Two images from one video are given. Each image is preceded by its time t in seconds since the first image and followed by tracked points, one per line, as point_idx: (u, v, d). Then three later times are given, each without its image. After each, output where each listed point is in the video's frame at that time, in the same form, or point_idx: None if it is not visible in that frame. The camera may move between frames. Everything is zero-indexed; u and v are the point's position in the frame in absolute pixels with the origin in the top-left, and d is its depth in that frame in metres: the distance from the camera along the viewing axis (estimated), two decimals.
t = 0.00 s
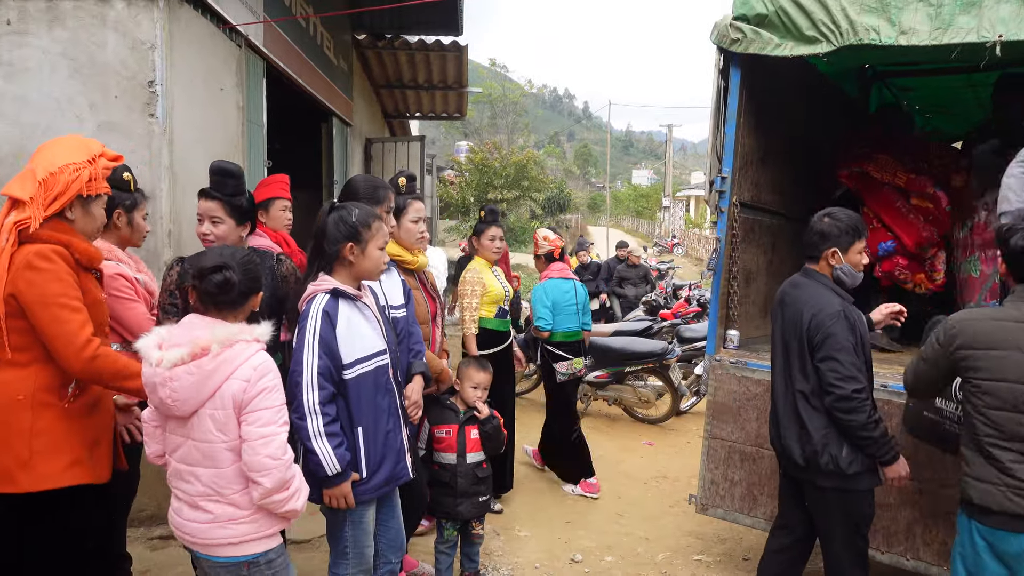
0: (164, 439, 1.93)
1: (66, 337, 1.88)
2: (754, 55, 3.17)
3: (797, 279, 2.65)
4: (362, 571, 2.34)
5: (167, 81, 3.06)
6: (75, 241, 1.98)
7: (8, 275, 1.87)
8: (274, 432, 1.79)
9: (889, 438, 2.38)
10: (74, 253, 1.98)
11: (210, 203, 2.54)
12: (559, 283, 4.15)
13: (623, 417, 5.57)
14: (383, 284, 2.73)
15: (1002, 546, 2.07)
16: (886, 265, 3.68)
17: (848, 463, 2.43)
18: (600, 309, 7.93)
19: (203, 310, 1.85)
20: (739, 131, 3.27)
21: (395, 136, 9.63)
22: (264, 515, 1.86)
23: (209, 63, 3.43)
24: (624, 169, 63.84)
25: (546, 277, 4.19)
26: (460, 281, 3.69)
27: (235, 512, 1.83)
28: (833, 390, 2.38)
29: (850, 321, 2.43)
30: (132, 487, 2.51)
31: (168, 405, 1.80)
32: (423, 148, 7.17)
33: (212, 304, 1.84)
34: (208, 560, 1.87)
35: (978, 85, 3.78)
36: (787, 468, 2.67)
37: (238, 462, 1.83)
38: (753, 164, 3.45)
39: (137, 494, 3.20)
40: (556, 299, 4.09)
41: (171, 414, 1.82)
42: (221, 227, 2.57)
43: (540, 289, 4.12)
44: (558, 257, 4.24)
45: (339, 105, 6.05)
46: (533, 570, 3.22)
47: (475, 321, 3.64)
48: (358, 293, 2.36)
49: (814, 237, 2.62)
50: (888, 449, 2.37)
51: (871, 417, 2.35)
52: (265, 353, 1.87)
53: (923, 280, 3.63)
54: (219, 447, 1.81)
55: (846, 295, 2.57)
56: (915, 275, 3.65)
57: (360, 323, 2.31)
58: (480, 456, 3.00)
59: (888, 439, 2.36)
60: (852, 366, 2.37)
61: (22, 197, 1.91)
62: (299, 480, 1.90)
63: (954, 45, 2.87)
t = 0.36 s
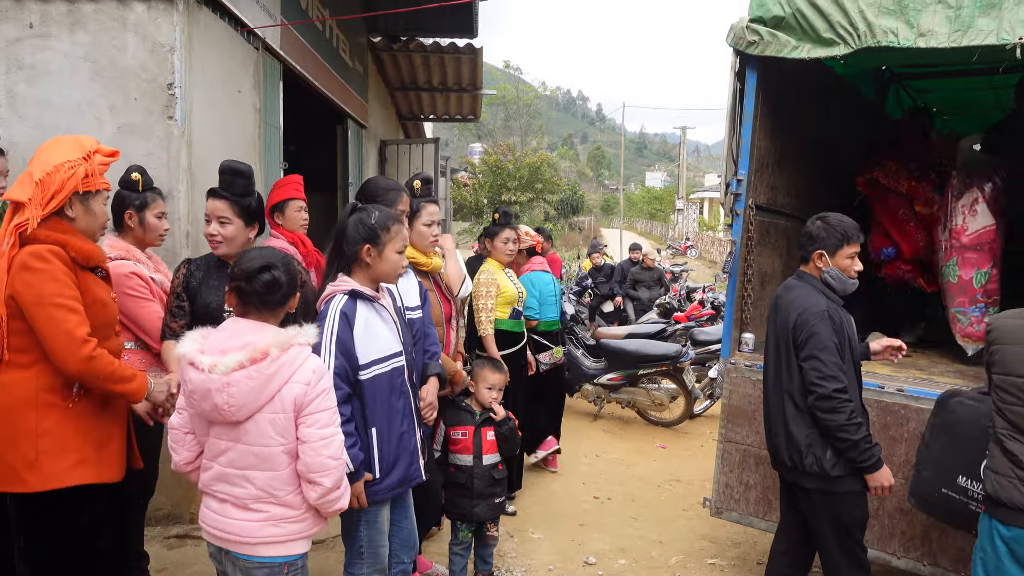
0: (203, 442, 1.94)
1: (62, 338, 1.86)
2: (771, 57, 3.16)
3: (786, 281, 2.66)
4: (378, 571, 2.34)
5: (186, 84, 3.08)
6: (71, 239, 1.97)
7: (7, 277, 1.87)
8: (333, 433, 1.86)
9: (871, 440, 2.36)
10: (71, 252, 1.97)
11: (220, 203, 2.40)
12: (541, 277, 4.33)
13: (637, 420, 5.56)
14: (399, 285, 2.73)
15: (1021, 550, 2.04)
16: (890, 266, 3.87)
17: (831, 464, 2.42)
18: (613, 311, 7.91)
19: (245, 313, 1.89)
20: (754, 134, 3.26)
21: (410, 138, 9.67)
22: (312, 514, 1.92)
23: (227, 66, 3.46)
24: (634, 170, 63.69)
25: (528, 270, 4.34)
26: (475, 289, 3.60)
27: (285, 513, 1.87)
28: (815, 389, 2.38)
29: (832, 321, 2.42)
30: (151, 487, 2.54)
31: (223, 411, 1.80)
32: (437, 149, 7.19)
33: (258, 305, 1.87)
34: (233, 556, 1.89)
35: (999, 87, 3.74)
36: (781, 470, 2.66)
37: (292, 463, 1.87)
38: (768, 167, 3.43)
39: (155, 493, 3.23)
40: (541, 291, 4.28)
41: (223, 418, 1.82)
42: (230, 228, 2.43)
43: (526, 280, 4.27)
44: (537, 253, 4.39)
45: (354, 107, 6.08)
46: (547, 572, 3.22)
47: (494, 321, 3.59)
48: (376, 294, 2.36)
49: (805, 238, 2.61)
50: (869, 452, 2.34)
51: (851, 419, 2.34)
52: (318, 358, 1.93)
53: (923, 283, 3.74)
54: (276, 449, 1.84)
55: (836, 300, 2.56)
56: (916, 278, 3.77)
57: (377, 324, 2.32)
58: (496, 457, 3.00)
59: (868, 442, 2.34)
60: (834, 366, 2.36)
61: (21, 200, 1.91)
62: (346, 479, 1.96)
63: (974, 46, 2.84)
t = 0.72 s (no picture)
0: (216, 445, 1.95)
1: (47, 345, 1.84)
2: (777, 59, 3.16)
3: (786, 283, 2.64)
4: (385, 571, 2.34)
5: (193, 87, 3.09)
6: (67, 243, 1.96)
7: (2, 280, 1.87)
8: (354, 433, 1.90)
9: (875, 441, 2.36)
10: (68, 256, 1.96)
11: (218, 210, 2.26)
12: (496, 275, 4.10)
13: (642, 421, 5.55)
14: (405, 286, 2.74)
15: None
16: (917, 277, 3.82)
17: (837, 465, 2.41)
18: (619, 313, 7.91)
19: (265, 313, 1.92)
20: (761, 135, 3.26)
21: (415, 140, 9.68)
22: (329, 515, 1.94)
23: (234, 68, 3.47)
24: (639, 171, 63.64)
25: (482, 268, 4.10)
26: (482, 289, 3.58)
27: (304, 514, 1.89)
28: (819, 390, 2.37)
29: (836, 322, 2.42)
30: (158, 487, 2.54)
31: (244, 411, 1.82)
32: (442, 151, 7.20)
33: (278, 305, 1.91)
34: (247, 559, 1.89)
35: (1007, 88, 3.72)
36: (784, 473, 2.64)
37: (312, 464, 1.89)
38: (774, 168, 3.42)
39: (162, 494, 3.24)
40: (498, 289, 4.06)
41: (244, 418, 1.84)
42: (229, 236, 2.30)
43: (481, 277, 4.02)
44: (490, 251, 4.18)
45: (360, 109, 6.09)
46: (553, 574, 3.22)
47: (501, 322, 3.58)
48: (381, 295, 2.37)
49: (810, 241, 2.58)
50: (873, 452, 2.35)
51: (855, 420, 2.34)
52: (336, 359, 1.96)
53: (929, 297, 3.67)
54: (298, 450, 1.86)
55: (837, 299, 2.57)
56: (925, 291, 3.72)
57: (382, 324, 2.32)
58: (503, 457, 3.02)
59: (872, 443, 2.35)
60: (839, 367, 2.36)
61: (21, 200, 1.89)
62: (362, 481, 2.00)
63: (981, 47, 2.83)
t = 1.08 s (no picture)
0: (217, 450, 1.95)
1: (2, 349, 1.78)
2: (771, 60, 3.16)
3: (787, 282, 2.64)
4: (382, 573, 2.34)
5: (189, 88, 3.10)
6: (43, 246, 1.93)
7: None
8: (361, 433, 1.92)
9: (885, 433, 2.44)
10: (41, 260, 1.92)
11: (189, 206, 2.19)
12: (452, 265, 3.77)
13: (639, 422, 5.55)
14: (398, 286, 2.74)
15: None
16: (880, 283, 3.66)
17: (849, 462, 2.43)
18: (615, 313, 7.91)
19: (265, 315, 1.93)
20: (755, 136, 3.26)
21: (412, 141, 9.69)
22: (335, 516, 1.96)
23: (229, 69, 3.48)
24: (638, 172, 63.67)
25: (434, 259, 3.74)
26: (480, 289, 3.59)
27: (311, 515, 1.90)
28: (844, 388, 2.38)
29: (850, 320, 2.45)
30: (153, 489, 2.55)
31: (253, 414, 1.82)
32: (439, 152, 7.21)
33: (281, 306, 1.92)
34: (249, 563, 1.89)
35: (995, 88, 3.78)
36: (783, 474, 2.62)
37: (319, 465, 1.90)
38: (769, 169, 3.43)
39: (157, 495, 3.24)
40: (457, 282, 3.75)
41: (251, 421, 1.83)
42: (200, 234, 2.22)
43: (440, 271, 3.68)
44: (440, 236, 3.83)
45: (356, 110, 6.10)
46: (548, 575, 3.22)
47: (497, 322, 3.59)
48: (375, 295, 2.37)
49: (812, 241, 2.58)
50: (882, 444, 2.42)
51: (872, 413, 2.39)
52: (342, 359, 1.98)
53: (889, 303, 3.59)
54: (305, 451, 1.87)
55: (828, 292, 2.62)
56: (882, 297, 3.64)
57: (376, 324, 2.33)
58: (499, 458, 3.02)
59: (883, 435, 2.42)
60: (859, 363, 2.39)
61: (9, 204, 1.84)
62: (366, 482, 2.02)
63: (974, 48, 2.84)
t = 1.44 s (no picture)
0: (209, 453, 1.90)
1: None
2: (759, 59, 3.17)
3: (794, 279, 2.60)
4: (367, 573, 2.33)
5: (175, 86, 3.08)
6: (13, 247, 1.90)
7: None
8: (356, 430, 1.94)
9: (884, 432, 2.48)
10: (11, 261, 1.90)
11: (157, 199, 2.09)
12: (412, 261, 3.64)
13: (629, 421, 5.56)
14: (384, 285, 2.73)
15: None
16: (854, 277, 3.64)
17: (852, 459, 2.44)
18: (605, 313, 7.93)
19: (256, 315, 1.92)
20: (743, 136, 3.27)
21: (402, 140, 9.67)
22: (327, 516, 1.96)
23: (217, 67, 3.46)
24: (631, 172, 63.78)
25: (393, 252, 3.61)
26: (466, 287, 3.58)
27: (306, 514, 1.90)
28: (855, 387, 2.37)
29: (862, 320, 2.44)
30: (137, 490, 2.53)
31: (251, 414, 1.80)
32: (429, 151, 7.19)
33: (274, 304, 1.92)
34: (242, 565, 1.87)
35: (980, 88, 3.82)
36: (778, 473, 2.61)
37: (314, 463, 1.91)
38: (757, 169, 3.45)
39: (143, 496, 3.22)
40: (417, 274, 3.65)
41: (249, 421, 1.81)
42: (170, 228, 2.13)
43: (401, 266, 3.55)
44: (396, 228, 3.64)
45: (345, 109, 6.08)
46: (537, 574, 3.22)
47: (484, 322, 3.58)
48: (362, 294, 2.36)
49: (818, 238, 2.55)
50: (883, 441, 2.45)
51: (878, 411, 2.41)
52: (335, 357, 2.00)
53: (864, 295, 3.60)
54: (302, 451, 1.87)
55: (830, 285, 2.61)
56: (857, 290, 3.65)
57: (363, 324, 2.32)
58: (488, 457, 3.02)
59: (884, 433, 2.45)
60: (870, 363, 2.39)
61: None
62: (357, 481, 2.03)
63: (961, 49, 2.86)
